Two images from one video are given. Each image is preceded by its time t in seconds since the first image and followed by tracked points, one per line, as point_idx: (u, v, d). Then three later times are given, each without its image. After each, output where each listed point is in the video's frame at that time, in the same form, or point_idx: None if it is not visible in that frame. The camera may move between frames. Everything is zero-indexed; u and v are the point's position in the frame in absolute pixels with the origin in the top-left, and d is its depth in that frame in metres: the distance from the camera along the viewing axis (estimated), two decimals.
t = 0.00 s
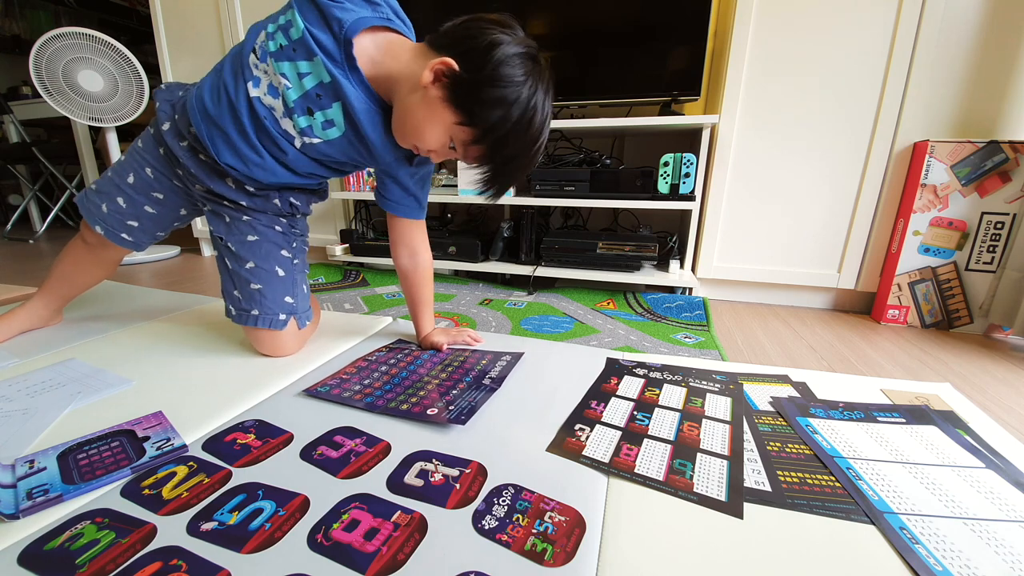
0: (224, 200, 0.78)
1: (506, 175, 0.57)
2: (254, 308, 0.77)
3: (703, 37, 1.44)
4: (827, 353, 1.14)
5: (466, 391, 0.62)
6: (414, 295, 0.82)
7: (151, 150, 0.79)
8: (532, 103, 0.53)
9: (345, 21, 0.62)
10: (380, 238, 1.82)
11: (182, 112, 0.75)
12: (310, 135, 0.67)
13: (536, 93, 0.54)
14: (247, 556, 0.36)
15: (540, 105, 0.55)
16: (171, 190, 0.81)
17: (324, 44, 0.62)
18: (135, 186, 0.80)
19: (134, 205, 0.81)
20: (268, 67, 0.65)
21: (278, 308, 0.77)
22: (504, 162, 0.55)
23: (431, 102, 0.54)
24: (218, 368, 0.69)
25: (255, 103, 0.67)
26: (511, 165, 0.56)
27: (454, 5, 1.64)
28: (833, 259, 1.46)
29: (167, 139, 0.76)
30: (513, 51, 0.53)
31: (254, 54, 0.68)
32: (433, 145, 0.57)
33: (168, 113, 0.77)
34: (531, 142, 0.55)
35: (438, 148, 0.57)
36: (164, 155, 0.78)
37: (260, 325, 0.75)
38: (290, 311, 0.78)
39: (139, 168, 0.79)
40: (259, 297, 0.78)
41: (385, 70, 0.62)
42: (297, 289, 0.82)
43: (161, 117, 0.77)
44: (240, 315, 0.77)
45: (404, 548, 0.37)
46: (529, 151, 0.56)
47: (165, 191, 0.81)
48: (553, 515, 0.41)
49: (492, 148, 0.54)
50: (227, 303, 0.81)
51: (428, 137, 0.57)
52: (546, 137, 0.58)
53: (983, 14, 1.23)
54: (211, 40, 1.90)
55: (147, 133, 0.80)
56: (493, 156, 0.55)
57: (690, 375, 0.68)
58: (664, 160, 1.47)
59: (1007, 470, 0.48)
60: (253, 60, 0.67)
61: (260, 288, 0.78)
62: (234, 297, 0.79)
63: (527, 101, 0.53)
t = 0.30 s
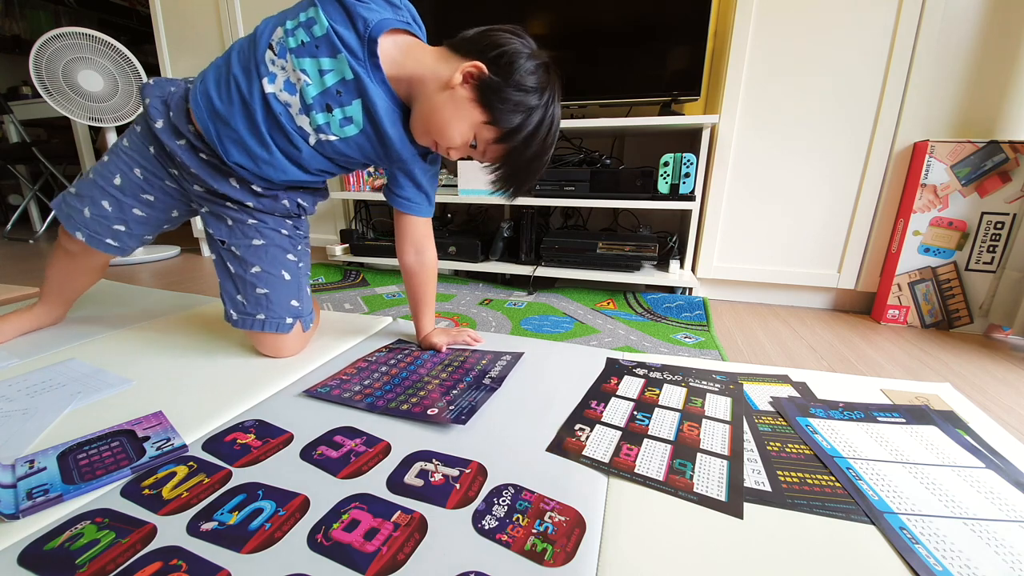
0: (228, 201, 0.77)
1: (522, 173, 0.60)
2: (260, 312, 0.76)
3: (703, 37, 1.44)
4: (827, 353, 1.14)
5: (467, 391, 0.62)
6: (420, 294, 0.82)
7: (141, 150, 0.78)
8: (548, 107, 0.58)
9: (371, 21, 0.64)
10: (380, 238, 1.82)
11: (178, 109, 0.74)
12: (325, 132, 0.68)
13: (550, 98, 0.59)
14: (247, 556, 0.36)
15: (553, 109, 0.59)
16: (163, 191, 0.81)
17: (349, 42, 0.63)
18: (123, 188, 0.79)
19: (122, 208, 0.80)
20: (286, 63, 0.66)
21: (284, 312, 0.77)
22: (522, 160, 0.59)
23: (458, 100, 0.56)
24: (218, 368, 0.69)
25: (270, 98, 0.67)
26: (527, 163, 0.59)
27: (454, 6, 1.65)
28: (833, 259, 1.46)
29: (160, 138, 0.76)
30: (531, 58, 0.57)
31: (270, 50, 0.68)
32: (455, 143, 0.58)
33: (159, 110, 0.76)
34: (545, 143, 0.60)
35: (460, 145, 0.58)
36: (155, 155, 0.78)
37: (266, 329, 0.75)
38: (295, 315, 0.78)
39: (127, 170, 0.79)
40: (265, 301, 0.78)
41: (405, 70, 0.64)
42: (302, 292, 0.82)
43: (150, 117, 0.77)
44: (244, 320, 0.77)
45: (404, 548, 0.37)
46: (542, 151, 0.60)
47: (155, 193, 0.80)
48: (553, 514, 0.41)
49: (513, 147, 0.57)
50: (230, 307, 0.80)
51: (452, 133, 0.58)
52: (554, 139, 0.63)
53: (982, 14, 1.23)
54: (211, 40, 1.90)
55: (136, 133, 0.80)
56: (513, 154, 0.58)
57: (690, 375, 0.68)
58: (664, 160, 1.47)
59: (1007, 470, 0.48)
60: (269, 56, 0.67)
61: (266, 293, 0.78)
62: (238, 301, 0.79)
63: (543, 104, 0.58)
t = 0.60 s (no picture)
0: (242, 204, 0.78)
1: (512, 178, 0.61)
2: (275, 310, 0.76)
3: (704, 37, 1.44)
4: (827, 353, 1.14)
5: (467, 391, 0.62)
6: (418, 295, 0.82)
7: (146, 162, 0.77)
8: (537, 112, 0.58)
9: (358, 33, 0.63)
10: (379, 238, 1.82)
11: (182, 119, 0.74)
12: (320, 142, 0.69)
13: (538, 103, 0.58)
14: (247, 556, 0.36)
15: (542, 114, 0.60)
16: (172, 202, 0.81)
17: (338, 55, 0.63)
18: (130, 202, 0.78)
19: (130, 222, 0.79)
20: (277, 76, 0.66)
21: (298, 309, 0.79)
22: (512, 167, 0.60)
23: (446, 112, 0.56)
24: (218, 368, 0.69)
25: (265, 112, 0.68)
26: (516, 168, 0.60)
27: (454, 5, 1.65)
28: (833, 259, 1.46)
29: (170, 149, 0.76)
30: (518, 64, 0.57)
31: (259, 61, 0.67)
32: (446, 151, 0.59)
33: (162, 121, 0.75)
34: (533, 148, 0.60)
35: (450, 153, 0.60)
36: (163, 166, 0.78)
37: (281, 327, 0.75)
38: (308, 312, 0.80)
39: (133, 183, 0.78)
40: (281, 299, 0.78)
41: (395, 77, 0.63)
42: (313, 291, 0.83)
43: (154, 128, 0.76)
44: (258, 320, 0.76)
45: (404, 548, 0.37)
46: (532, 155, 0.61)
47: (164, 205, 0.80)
48: (553, 515, 0.41)
49: (502, 155, 0.58)
50: (241, 308, 0.79)
51: (442, 143, 0.58)
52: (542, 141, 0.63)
53: (982, 14, 1.23)
54: (210, 39, 1.90)
55: (137, 144, 0.78)
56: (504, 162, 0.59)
57: (690, 375, 0.68)
58: (664, 160, 1.47)
59: (1007, 470, 0.48)
60: (259, 68, 0.67)
61: (282, 291, 0.79)
62: (252, 301, 0.78)
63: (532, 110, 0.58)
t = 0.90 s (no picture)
0: (257, 211, 0.81)
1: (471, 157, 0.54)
2: (289, 308, 0.77)
3: (704, 37, 1.44)
4: (827, 353, 1.14)
5: (470, 391, 0.62)
6: (413, 291, 0.82)
7: (154, 184, 0.77)
8: (482, 77, 0.50)
9: (294, 43, 0.60)
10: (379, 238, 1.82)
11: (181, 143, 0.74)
12: (293, 153, 0.68)
13: (477, 73, 0.50)
14: (247, 556, 0.36)
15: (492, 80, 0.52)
16: (180, 222, 0.80)
17: (279, 69, 0.60)
18: (138, 225, 0.77)
19: (137, 244, 0.78)
20: (233, 100, 0.65)
21: (309, 309, 0.80)
22: (466, 146, 0.52)
23: (381, 105, 0.54)
24: (218, 368, 0.69)
25: (238, 135, 0.68)
26: (473, 147, 0.53)
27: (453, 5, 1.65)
28: (833, 260, 1.46)
29: (177, 172, 0.76)
30: (450, 33, 0.50)
31: (218, 88, 0.66)
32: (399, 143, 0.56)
33: (164, 147, 0.76)
34: (490, 120, 0.52)
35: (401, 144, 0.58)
36: (170, 188, 0.78)
37: (296, 325, 0.77)
38: (319, 312, 0.81)
39: (140, 206, 0.77)
40: (295, 298, 0.79)
41: (335, 76, 0.60)
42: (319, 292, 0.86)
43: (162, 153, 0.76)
44: (271, 319, 0.76)
45: (404, 548, 0.37)
46: (490, 128, 0.53)
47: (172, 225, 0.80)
48: (553, 515, 0.41)
49: (450, 135, 0.51)
50: (249, 308, 0.78)
51: (389, 138, 0.57)
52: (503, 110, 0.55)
53: (982, 14, 1.23)
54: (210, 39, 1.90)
55: (142, 168, 0.77)
56: (454, 142, 0.52)
57: (690, 375, 0.68)
58: (664, 159, 1.47)
59: (1008, 470, 0.48)
60: (219, 94, 0.66)
61: (296, 291, 0.81)
62: (265, 301, 0.78)
63: (471, 80, 0.50)
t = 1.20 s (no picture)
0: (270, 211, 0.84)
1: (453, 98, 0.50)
2: (297, 308, 0.78)
3: (704, 37, 1.44)
4: (827, 353, 1.14)
5: (473, 388, 0.62)
6: (416, 280, 0.82)
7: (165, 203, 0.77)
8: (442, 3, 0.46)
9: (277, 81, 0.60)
10: (380, 238, 1.82)
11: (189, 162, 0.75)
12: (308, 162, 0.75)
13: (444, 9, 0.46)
14: (247, 556, 0.36)
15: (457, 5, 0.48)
16: (193, 235, 0.82)
17: (279, 110, 0.63)
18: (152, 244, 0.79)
19: (153, 262, 0.80)
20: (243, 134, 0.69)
21: (315, 309, 0.81)
22: (442, 84, 0.48)
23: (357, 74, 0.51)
24: (218, 368, 0.69)
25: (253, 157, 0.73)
26: (452, 84, 0.49)
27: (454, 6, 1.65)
28: (833, 260, 1.46)
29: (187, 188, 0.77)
30: None
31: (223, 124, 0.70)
32: (387, 115, 0.53)
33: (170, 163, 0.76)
34: (463, 51, 0.48)
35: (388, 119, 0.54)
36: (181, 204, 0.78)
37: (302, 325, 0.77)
38: (324, 313, 0.83)
39: (153, 225, 0.78)
40: (303, 298, 0.80)
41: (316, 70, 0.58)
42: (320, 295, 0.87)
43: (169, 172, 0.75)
44: (279, 319, 0.76)
45: (404, 548, 0.37)
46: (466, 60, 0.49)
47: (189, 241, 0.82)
48: (553, 515, 0.41)
49: (422, 76, 0.48)
50: (253, 309, 0.77)
51: (369, 112, 0.53)
52: (480, 41, 0.50)
53: (982, 15, 1.23)
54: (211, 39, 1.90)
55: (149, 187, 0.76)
56: (428, 82, 0.48)
57: (690, 375, 0.68)
58: (664, 160, 1.46)
59: (1007, 470, 0.48)
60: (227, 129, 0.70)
61: (304, 291, 0.81)
62: (272, 301, 0.77)
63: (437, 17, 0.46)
